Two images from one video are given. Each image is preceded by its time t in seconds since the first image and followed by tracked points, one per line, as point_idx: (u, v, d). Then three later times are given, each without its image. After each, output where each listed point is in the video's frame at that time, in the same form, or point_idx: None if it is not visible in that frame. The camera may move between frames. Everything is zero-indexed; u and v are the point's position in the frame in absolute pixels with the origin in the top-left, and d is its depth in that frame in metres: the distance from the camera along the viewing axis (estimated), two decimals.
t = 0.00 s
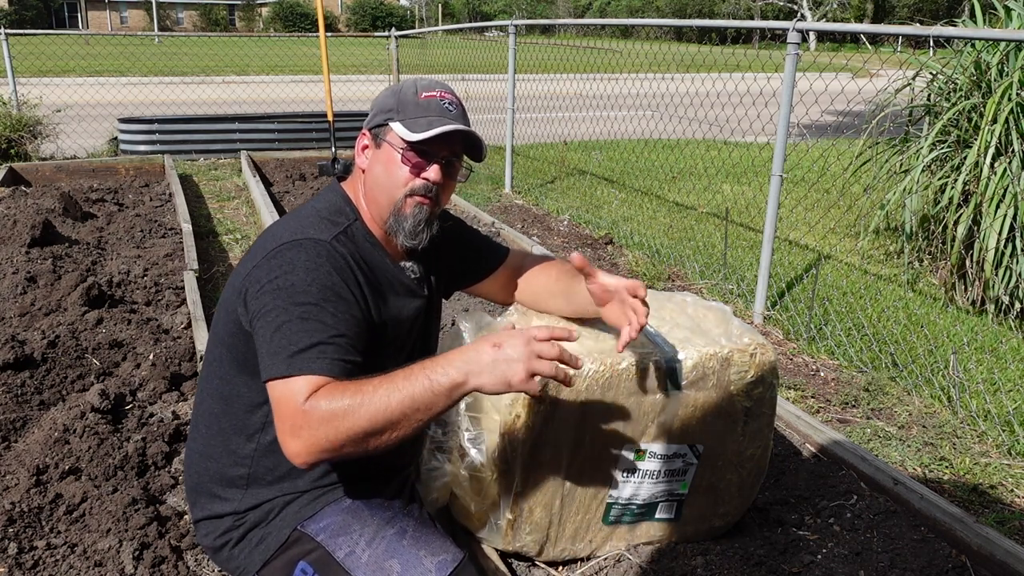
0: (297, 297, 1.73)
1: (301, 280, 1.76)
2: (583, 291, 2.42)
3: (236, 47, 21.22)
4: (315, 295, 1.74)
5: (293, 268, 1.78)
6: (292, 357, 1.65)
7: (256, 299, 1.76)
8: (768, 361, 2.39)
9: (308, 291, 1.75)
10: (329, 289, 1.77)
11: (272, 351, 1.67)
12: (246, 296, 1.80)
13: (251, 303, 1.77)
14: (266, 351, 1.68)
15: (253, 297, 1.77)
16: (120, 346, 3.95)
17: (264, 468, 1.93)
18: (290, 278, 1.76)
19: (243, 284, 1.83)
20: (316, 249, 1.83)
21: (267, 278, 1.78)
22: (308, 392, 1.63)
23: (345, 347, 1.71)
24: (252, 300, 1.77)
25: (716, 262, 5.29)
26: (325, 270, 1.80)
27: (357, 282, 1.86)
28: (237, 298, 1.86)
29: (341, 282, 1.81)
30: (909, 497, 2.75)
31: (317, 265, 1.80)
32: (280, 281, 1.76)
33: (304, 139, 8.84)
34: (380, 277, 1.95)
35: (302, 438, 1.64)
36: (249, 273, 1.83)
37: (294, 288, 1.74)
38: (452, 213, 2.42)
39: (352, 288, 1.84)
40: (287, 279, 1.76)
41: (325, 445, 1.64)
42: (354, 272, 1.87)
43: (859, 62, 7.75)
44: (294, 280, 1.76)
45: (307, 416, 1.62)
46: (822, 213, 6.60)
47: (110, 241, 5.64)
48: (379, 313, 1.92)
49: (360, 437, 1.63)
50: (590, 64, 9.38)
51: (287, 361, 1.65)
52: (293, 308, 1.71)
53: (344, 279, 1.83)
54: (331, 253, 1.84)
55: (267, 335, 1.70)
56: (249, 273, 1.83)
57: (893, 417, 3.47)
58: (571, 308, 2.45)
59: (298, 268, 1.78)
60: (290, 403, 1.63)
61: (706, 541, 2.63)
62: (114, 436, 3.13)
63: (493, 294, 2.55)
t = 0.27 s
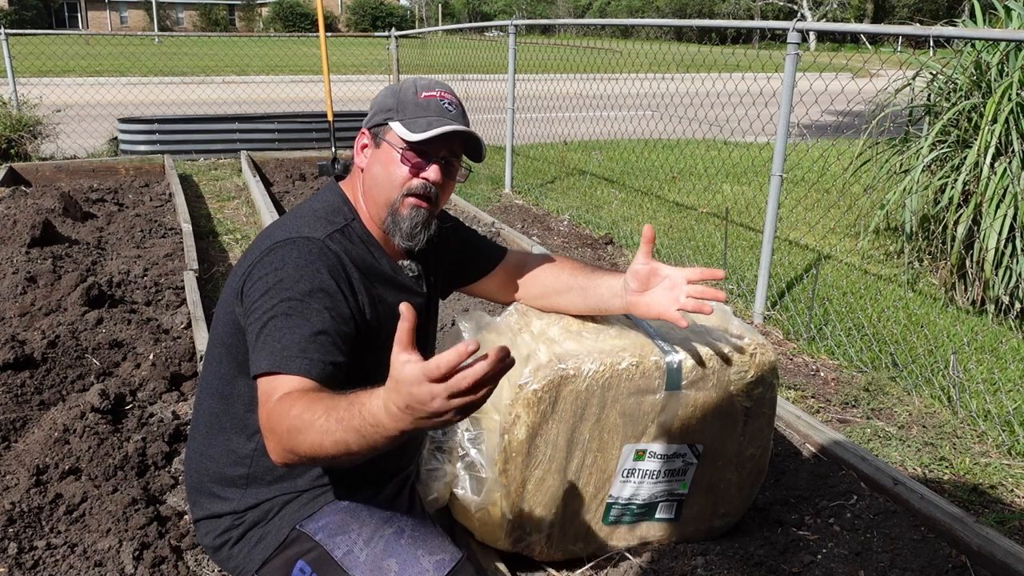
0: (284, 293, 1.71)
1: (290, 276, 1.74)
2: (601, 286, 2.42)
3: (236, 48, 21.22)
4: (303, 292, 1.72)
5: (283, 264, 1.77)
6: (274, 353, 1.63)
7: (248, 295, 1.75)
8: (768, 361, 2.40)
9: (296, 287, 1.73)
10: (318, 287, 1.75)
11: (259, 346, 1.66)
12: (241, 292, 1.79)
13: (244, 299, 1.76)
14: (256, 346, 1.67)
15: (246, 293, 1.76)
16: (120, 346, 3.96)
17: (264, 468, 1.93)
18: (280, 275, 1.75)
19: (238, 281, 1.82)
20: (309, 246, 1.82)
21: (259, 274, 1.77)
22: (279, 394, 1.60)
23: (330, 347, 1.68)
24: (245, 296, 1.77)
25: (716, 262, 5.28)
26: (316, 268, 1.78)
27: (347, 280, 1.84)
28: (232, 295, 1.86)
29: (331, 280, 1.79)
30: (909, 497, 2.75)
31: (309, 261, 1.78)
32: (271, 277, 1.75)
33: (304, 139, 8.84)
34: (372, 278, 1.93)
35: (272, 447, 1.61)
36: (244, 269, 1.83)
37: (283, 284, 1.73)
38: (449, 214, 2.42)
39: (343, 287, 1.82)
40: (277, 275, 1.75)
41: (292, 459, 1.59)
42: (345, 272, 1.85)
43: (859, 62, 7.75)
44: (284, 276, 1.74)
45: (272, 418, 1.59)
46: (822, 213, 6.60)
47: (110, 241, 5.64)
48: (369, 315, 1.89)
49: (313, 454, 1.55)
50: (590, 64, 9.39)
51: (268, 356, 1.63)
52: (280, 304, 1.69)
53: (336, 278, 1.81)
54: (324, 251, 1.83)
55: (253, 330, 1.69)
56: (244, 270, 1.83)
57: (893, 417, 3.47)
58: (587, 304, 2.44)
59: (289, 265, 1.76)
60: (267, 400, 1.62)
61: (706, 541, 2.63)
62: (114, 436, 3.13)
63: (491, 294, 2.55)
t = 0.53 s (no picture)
0: (274, 303, 1.74)
1: (281, 284, 1.77)
2: (605, 292, 2.42)
3: (236, 48, 21.22)
4: (292, 302, 1.75)
5: (276, 271, 1.79)
6: (261, 364, 1.68)
7: (241, 302, 1.78)
8: (768, 361, 2.40)
9: (286, 297, 1.75)
10: (308, 295, 1.78)
11: (248, 355, 1.70)
12: (235, 297, 1.82)
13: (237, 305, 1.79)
14: (244, 354, 1.71)
15: (238, 300, 1.79)
16: (120, 346, 3.96)
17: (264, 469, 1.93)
18: (271, 282, 1.77)
19: (232, 286, 1.85)
20: (302, 252, 1.82)
21: (252, 278, 1.79)
22: (261, 415, 1.66)
23: (318, 359, 1.72)
24: (239, 299, 1.80)
25: (716, 262, 5.28)
26: (308, 275, 1.80)
27: (341, 286, 1.86)
28: (227, 298, 1.88)
29: (323, 287, 1.81)
30: (909, 497, 2.75)
31: (301, 268, 1.80)
32: (263, 283, 1.77)
33: (304, 139, 8.84)
34: (367, 285, 1.93)
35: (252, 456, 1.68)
36: (239, 273, 1.85)
37: (274, 291, 1.76)
38: (450, 215, 2.42)
39: (335, 294, 1.83)
40: (270, 281, 1.77)
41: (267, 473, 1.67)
42: (339, 277, 1.86)
43: (859, 62, 7.75)
44: (276, 284, 1.77)
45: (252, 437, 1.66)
46: (822, 213, 6.60)
47: (110, 241, 5.64)
48: (363, 321, 1.90)
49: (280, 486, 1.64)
50: (590, 64, 9.39)
51: (256, 365, 1.68)
52: (271, 313, 1.73)
53: (328, 285, 1.83)
54: (316, 256, 1.84)
55: (243, 338, 1.73)
56: (239, 274, 1.85)
57: (893, 417, 3.48)
58: (589, 310, 2.44)
59: (281, 272, 1.78)
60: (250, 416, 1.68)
61: (706, 541, 2.63)
62: (114, 436, 3.13)
63: (493, 295, 2.56)
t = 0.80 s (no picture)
0: (266, 304, 1.75)
1: (272, 285, 1.78)
2: (605, 294, 2.43)
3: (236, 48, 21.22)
4: (281, 304, 1.76)
5: (269, 273, 1.79)
6: (249, 365, 1.69)
7: (234, 302, 1.80)
8: (768, 361, 2.39)
9: (274, 298, 1.76)
10: (299, 298, 1.78)
11: (237, 354, 1.71)
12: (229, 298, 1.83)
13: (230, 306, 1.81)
14: (234, 354, 1.73)
15: (231, 300, 1.81)
16: (120, 346, 3.96)
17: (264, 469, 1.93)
18: (262, 283, 1.78)
19: (227, 286, 1.86)
20: (296, 254, 1.83)
21: (246, 279, 1.81)
22: (247, 416, 1.66)
23: (307, 362, 1.73)
24: (233, 299, 1.81)
25: (716, 262, 5.28)
26: (300, 277, 1.81)
27: (333, 289, 1.86)
28: (222, 298, 1.89)
29: (315, 290, 1.81)
30: (909, 497, 2.75)
31: (293, 271, 1.81)
32: (255, 284, 1.78)
33: (304, 139, 8.84)
34: (360, 288, 1.92)
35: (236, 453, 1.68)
36: (234, 273, 1.86)
37: (265, 293, 1.77)
38: (451, 215, 2.42)
39: (326, 297, 1.84)
40: (262, 282, 1.78)
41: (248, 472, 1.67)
42: (332, 279, 1.86)
43: (858, 62, 7.74)
44: (267, 287, 1.77)
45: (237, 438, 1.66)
46: (822, 213, 6.60)
47: (110, 241, 5.64)
48: (355, 325, 1.90)
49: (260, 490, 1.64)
50: (591, 64, 9.38)
51: (247, 367, 1.69)
52: (261, 316, 1.74)
53: (320, 288, 1.83)
54: (310, 258, 1.84)
55: (233, 338, 1.75)
56: (234, 275, 1.86)
57: (893, 417, 3.48)
58: (589, 312, 2.44)
59: (273, 274, 1.79)
60: (237, 416, 1.68)
61: (706, 541, 2.63)
62: (114, 436, 3.13)
63: (495, 295, 2.56)
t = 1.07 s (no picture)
0: (262, 307, 1.75)
1: (269, 288, 1.77)
2: (603, 296, 2.43)
3: (236, 48, 21.21)
4: (278, 306, 1.76)
5: (266, 275, 1.79)
6: (245, 368, 1.69)
7: (231, 304, 1.79)
8: (767, 361, 2.39)
9: (271, 301, 1.76)
10: (296, 301, 1.78)
11: (234, 356, 1.71)
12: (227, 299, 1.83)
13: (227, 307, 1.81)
14: (230, 355, 1.73)
15: (228, 302, 1.80)
16: (120, 346, 3.96)
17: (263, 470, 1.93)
18: (260, 285, 1.78)
19: (225, 287, 1.86)
20: (293, 256, 1.83)
21: (243, 280, 1.81)
22: (243, 419, 1.66)
23: (304, 365, 1.72)
24: (230, 300, 1.81)
25: (716, 262, 5.28)
26: (297, 279, 1.80)
27: (331, 291, 1.86)
28: (220, 299, 1.89)
29: (312, 293, 1.81)
30: (909, 497, 2.75)
31: (290, 273, 1.80)
32: (252, 286, 1.78)
33: (304, 139, 8.84)
34: (358, 289, 1.92)
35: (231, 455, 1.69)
36: (231, 274, 1.86)
37: (262, 295, 1.76)
38: (451, 215, 2.42)
39: (324, 299, 1.84)
40: (259, 285, 1.78)
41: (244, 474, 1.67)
42: (330, 281, 1.86)
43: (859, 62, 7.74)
44: (264, 289, 1.77)
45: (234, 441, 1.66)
46: (822, 213, 6.60)
47: (110, 241, 5.64)
48: (352, 327, 1.90)
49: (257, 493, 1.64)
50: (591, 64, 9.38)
51: (243, 369, 1.69)
52: (258, 318, 1.74)
53: (317, 290, 1.83)
54: (307, 260, 1.84)
55: (229, 340, 1.75)
56: (232, 276, 1.86)
57: (893, 417, 3.48)
58: (588, 313, 2.44)
59: (270, 276, 1.79)
60: (233, 420, 1.68)
61: (706, 541, 2.63)
62: (114, 436, 3.13)
63: (495, 294, 2.56)
